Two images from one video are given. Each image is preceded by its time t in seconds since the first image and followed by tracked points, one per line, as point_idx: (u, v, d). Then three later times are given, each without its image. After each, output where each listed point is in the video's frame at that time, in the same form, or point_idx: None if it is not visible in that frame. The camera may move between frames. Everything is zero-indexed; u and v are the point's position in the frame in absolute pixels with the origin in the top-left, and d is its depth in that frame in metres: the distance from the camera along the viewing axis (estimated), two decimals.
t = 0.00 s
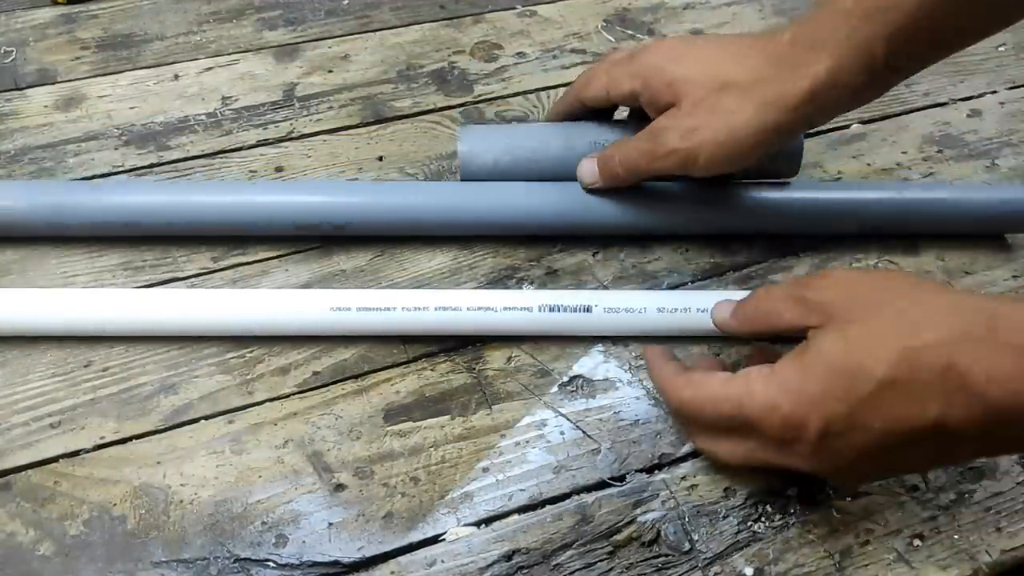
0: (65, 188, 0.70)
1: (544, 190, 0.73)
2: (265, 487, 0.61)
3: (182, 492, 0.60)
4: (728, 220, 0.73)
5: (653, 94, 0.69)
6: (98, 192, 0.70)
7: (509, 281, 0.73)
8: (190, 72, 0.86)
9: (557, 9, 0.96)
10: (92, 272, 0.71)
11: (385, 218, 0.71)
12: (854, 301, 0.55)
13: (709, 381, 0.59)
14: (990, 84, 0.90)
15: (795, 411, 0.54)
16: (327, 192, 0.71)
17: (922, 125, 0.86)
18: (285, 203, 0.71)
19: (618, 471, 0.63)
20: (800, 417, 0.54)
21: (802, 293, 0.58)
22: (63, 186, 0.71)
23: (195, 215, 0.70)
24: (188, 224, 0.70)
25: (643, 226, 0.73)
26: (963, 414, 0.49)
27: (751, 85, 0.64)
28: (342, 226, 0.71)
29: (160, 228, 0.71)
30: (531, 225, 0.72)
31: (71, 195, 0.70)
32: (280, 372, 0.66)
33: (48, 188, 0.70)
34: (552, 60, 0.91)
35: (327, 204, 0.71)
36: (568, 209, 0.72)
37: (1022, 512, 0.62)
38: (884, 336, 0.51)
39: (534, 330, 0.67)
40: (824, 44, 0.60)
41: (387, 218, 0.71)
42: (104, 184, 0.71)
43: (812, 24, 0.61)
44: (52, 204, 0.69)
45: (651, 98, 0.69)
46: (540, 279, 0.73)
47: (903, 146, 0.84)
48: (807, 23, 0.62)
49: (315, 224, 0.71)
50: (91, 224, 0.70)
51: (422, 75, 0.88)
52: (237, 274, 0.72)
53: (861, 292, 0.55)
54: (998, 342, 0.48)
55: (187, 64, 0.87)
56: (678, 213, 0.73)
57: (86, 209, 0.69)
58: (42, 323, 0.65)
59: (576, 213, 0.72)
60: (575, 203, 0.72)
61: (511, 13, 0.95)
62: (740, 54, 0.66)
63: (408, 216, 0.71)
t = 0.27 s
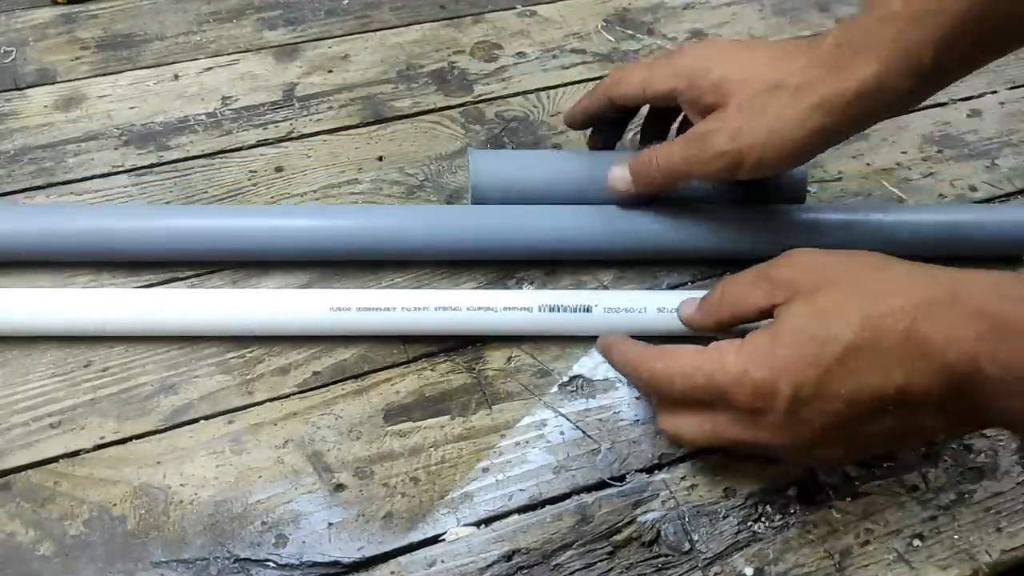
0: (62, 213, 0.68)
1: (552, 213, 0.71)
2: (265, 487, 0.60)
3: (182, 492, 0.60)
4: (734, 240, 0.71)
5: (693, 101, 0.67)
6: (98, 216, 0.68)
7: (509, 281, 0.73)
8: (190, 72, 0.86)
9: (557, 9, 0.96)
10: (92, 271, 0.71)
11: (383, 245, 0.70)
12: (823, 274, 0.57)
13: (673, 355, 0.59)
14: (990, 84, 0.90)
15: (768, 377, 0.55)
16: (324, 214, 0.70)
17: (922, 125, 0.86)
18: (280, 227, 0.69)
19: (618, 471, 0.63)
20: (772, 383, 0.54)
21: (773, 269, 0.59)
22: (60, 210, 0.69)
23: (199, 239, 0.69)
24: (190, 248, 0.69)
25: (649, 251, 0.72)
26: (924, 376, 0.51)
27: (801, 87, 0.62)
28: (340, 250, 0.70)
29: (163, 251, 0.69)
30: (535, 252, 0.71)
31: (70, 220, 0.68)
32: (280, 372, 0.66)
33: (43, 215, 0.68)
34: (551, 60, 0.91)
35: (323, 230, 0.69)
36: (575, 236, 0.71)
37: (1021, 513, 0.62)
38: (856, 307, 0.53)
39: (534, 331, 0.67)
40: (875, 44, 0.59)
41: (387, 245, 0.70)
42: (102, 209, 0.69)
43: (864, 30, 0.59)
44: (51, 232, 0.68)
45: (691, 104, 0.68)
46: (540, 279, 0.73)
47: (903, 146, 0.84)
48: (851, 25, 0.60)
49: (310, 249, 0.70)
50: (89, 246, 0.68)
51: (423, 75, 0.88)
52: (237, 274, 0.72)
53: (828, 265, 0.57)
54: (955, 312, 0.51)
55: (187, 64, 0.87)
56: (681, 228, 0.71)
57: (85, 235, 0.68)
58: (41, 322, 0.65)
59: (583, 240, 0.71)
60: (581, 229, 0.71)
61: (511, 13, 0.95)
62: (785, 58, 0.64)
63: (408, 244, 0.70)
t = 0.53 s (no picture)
0: (68, 233, 0.69)
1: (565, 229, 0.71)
2: (265, 487, 0.60)
3: (182, 492, 0.60)
4: (740, 251, 0.71)
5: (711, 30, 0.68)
6: (105, 236, 0.68)
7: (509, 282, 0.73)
8: (190, 72, 0.86)
9: (556, 9, 0.96)
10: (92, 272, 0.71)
11: (389, 263, 0.69)
12: (813, 390, 0.43)
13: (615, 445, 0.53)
14: (989, 84, 0.90)
15: (778, 530, 0.43)
16: (327, 234, 0.70)
17: (922, 125, 0.86)
18: (284, 245, 0.69)
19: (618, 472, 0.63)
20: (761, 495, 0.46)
21: (762, 390, 0.43)
22: (66, 230, 0.69)
23: (207, 261, 0.69)
24: (197, 270, 0.69)
25: (658, 267, 0.71)
26: (931, 490, 0.43)
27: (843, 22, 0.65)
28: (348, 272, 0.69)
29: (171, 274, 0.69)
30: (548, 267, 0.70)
31: (77, 239, 0.68)
32: (280, 372, 0.66)
33: (50, 235, 0.68)
34: (551, 60, 0.91)
35: (327, 249, 0.69)
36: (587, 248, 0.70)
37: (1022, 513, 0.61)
38: (854, 436, 0.42)
39: (533, 331, 0.67)
40: None
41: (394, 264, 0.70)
42: (109, 229, 0.69)
43: None
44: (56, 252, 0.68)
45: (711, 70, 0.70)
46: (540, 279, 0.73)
47: (902, 146, 0.84)
48: None
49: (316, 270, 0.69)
50: (93, 265, 0.68)
51: (423, 75, 0.88)
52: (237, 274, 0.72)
53: (822, 369, 0.43)
54: (956, 414, 0.42)
55: (187, 64, 0.87)
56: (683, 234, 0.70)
57: (93, 256, 0.68)
58: (41, 322, 0.65)
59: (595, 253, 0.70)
60: (592, 242, 0.70)
61: (511, 13, 0.95)
62: None
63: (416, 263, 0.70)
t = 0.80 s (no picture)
0: (71, 246, 0.68)
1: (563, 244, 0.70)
2: (265, 487, 0.60)
3: (182, 492, 0.60)
4: (740, 257, 0.70)
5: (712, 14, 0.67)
6: (105, 251, 0.67)
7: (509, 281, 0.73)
8: (190, 72, 0.86)
9: (557, 9, 0.96)
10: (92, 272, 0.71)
11: (386, 276, 0.68)
12: (875, 444, 0.48)
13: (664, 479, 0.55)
14: (989, 84, 0.90)
15: None
16: (325, 245, 0.69)
17: (921, 125, 0.86)
18: (281, 260, 0.68)
19: (618, 472, 0.63)
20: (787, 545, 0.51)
21: (829, 445, 0.48)
22: (69, 244, 0.68)
23: (208, 278, 0.68)
24: (200, 285, 0.68)
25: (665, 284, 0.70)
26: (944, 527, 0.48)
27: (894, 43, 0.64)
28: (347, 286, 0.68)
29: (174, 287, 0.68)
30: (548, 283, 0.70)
31: (79, 252, 0.67)
32: (280, 372, 0.66)
33: (52, 248, 0.68)
34: (551, 60, 0.91)
35: (325, 263, 0.68)
36: (586, 263, 0.69)
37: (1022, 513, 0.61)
38: (906, 486, 0.48)
39: (532, 331, 0.67)
40: None
41: (392, 278, 0.69)
42: (112, 243, 0.68)
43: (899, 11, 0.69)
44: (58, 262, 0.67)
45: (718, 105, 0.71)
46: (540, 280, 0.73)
47: (902, 147, 0.84)
48: None
49: (314, 284, 0.68)
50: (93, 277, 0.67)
51: (423, 74, 0.88)
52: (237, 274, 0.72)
53: (880, 424, 0.48)
54: (976, 457, 0.49)
55: (187, 64, 0.87)
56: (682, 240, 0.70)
57: (95, 269, 0.67)
58: (41, 321, 0.65)
59: (595, 268, 0.69)
60: (591, 256, 0.69)
61: (511, 13, 0.95)
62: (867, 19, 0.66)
63: (413, 278, 0.69)
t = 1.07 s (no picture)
0: (73, 247, 0.68)
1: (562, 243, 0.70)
2: (265, 487, 0.60)
3: (182, 492, 0.60)
4: (738, 257, 0.70)
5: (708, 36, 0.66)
6: (103, 250, 0.68)
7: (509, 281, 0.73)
8: (190, 72, 0.86)
9: (557, 9, 0.96)
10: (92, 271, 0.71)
11: (384, 276, 0.68)
12: (936, 356, 0.49)
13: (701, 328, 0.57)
14: (989, 84, 0.90)
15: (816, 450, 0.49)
16: (325, 245, 0.69)
17: (922, 125, 0.86)
18: (280, 260, 0.68)
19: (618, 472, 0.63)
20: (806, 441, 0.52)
21: (897, 348, 0.49)
22: (71, 245, 0.68)
23: (207, 278, 0.68)
24: (201, 285, 0.68)
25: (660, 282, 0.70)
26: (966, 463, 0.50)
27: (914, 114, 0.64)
28: (346, 286, 0.68)
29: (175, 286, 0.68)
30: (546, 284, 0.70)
31: (81, 253, 0.67)
32: (280, 372, 0.66)
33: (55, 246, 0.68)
34: (551, 60, 0.91)
35: (324, 263, 0.68)
36: (584, 264, 0.69)
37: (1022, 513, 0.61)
38: (942, 411, 0.49)
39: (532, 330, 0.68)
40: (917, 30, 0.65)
41: (390, 278, 0.69)
42: (114, 243, 0.68)
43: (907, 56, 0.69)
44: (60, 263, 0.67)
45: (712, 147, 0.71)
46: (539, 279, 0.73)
47: (902, 147, 0.84)
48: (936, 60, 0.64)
49: (312, 285, 0.68)
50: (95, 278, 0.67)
51: (422, 75, 0.88)
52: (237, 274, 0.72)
53: (945, 344, 0.49)
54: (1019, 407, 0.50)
55: (187, 64, 0.87)
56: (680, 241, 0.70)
57: (97, 270, 0.67)
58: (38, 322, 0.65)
59: (593, 268, 0.69)
60: (590, 257, 0.70)
61: (511, 13, 0.95)
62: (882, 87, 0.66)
63: (412, 278, 0.69)
